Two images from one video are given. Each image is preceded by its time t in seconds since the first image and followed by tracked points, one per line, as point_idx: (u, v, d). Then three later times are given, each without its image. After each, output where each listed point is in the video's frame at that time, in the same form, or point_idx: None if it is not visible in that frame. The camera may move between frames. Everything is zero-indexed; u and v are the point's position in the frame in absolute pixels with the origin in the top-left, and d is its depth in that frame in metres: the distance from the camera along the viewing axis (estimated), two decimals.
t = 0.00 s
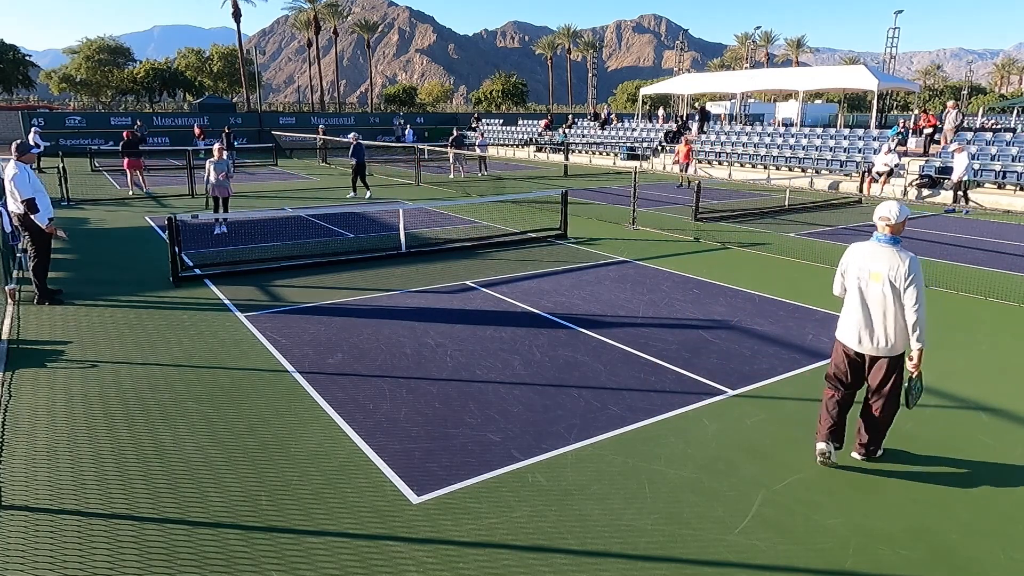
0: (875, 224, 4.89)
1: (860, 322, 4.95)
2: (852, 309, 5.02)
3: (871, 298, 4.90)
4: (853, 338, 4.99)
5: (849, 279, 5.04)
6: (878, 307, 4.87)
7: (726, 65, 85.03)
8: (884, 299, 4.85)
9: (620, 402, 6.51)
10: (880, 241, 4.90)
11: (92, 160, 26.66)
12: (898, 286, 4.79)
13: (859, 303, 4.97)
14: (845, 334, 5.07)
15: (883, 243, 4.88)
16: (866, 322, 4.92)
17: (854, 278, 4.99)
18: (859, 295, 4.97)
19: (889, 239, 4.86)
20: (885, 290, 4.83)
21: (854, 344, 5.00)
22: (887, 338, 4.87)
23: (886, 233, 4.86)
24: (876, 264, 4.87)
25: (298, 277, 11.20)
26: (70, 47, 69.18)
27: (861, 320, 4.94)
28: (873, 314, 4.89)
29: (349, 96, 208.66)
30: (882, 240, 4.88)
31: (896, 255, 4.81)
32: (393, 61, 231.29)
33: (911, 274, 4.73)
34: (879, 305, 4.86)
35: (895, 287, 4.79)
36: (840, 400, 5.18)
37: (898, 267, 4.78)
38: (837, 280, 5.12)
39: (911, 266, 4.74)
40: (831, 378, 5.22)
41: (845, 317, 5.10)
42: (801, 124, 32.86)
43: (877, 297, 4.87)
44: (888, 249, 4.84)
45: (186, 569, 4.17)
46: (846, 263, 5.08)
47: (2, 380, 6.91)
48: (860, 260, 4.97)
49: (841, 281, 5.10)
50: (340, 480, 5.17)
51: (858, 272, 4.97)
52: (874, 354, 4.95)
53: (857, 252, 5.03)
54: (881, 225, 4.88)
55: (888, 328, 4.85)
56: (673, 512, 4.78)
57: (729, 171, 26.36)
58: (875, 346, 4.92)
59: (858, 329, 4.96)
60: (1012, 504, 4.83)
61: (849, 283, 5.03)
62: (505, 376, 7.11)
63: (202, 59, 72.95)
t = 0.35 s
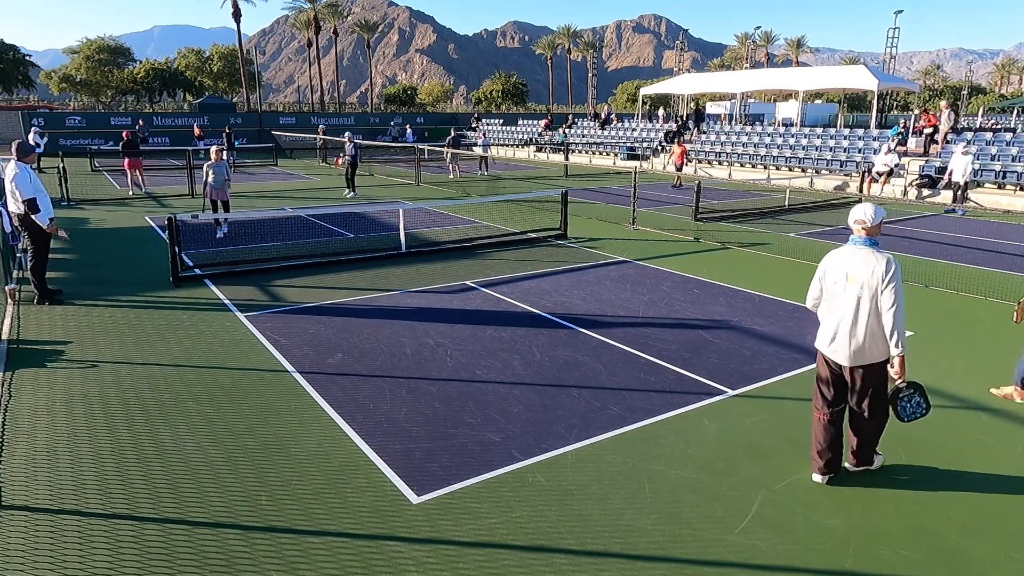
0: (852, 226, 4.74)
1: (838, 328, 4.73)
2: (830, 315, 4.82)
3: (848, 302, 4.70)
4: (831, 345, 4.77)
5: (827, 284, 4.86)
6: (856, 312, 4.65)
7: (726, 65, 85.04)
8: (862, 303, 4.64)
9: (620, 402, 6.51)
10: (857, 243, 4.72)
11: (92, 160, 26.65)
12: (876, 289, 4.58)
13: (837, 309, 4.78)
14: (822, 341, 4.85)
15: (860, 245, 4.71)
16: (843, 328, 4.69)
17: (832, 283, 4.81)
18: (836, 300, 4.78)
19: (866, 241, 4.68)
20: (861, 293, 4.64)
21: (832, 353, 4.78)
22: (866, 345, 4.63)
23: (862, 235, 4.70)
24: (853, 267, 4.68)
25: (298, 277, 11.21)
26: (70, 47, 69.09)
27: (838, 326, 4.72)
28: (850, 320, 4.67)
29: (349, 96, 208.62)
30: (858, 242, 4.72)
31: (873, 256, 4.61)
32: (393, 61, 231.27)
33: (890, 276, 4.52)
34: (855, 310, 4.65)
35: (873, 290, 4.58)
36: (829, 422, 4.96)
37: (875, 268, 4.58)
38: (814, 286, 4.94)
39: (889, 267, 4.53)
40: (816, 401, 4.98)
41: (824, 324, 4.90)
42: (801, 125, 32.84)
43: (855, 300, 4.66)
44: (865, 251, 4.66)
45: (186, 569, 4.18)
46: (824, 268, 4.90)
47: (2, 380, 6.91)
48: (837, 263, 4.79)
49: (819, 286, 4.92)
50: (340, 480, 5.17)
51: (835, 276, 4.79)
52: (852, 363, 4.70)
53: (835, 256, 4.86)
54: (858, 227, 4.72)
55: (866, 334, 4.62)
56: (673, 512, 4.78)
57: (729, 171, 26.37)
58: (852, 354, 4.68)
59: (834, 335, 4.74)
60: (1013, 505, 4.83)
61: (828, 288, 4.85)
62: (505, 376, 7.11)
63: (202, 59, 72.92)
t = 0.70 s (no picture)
0: (846, 239, 4.15)
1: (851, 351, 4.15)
2: (832, 337, 4.21)
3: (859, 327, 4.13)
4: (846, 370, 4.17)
5: (823, 304, 4.19)
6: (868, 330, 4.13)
7: (726, 65, 85.08)
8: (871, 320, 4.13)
9: (620, 402, 6.51)
10: (847, 256, 4.19)
11: (92, 160, 26.66)
12: (881, 304, 4.13)
13: (841, 330, 4.18)
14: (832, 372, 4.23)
15: (851, 258, 4.17)
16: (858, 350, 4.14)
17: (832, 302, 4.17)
18: (838, 320, 4.18)
19: (857, 252, 4.16)
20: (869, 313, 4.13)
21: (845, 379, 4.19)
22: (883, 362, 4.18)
23: (852, 247, 4.18)
24: (854, 282, 4.13)
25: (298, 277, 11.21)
26: (71, 47, 69.06)
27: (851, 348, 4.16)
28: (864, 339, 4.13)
29: (349, 96, 208.61)
30: (850, 255, 4.18)
31: (871, 268, 4.14)
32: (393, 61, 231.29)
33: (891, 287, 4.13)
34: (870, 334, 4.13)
35: (878, 305, 4.11)
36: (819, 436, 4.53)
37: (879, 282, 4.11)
38: (807, 306, 4.19)
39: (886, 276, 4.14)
40: (806, 411, 4.58)
41: (822, 347, 4.28)
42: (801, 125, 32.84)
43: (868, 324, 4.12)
44: (861, 264, 4.15)
45: (186, 569, 4.17)
46: (813, 285, 4.21)
47: (2, 380, 6.91)
48: (832, 280, 4.16)
49: (812, 307, 4.20)
50: (340, 480, 5.17)
51: (833, 293, 4.17)
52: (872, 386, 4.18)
53: (823, 272, 4.23)
54: (848, 238, 4.17)
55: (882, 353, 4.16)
56: (673, 512, 4.78)
57: (729, 170, 26.38)
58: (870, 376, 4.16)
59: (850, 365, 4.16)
60: (1013, 505, 4.83)
61: (825, 307, 4.19)
62: (505, 376, 7.11)
63: (202, 59, 72.88)
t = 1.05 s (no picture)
0: (843, 240, 4.08)
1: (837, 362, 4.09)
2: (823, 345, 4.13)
3: (851, 334, 4.05)
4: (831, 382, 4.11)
5: (813, 310, 4.14)
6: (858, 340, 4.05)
7: (726, 65, 85.09)
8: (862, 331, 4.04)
9: (620, 402, 6.51)
10: (843, 259, 4.10)
11: (92, 160, 26.65)
12: (876, 313, 4.03)
13: (831, 337, 4.11)
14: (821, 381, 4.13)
15: (847, 262, 4.09)
16: (846, 361, 4.06)
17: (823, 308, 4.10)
18: (828, 328, 4.11)
19: (855, 256, 4.07)
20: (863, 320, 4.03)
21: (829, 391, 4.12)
22: (872, 377, 4.08)
23: (850, 250, 4.08)
24: (848, 288, 4.05)
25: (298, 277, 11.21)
26: (70, 47, 68.99)
27: (836, 360, 4.09)
28: (852, 351, 4.05)
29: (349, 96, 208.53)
30: (847, 258, 4.08)
31: (868, 274, 4.05)
32: (393, 61, 231.22)
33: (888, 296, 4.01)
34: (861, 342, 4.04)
35: (872, 314, 4.02)
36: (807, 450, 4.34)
37: (876, 291, 4.01)
38: (794, 310, 4.16)
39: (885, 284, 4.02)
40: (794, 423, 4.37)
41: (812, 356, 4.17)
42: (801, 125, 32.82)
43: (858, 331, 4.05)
44: (857, 269, 4.06)
45: (186, 569, 4.17)
46: (805, 288, 4.16)
47: (2, 380, 6.91)
48: (824, 284, 4.11)
49: (801, 312, 4.16)
50: (340, 480, 5.17)
51: (824, 298, 4.10)
52: (857, 401, 4.09)
53: (816, 275, 4.17)
54: (846, 240, 4.09)
55: (872, 367, 4.06)
56: (672, 512, 4.79)
57: (729, 170, 26.38)
58: (857, 390, 4.06)
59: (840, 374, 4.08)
60: (1012, 505, 4.84)
61: (815, 312, 4.13)
62: (505, 376, 7.11)
63: (201, 59, 72.85)
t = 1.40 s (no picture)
0: (822, 252, 3.75)
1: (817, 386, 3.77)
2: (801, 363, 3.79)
3: (831, 352, 3.74)
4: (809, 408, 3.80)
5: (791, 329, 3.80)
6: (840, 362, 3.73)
7: (726, 65, 85.13)
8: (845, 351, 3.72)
9: (620, 402, 6.51)
10: (823, 272, 3.76)
11: (92, 160, 26.64)
12: (862, 332, 3.68)
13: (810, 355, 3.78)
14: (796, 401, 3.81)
15: (827, 275, 3.74)
16: (825, 386, 3.75)
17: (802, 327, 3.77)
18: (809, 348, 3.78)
19: (836, 267, 3.73)
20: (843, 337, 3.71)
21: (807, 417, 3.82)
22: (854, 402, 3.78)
23: (830, 262, 3.75)
24: (830, 304, 3.71)
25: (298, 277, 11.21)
26: (70, 47, 68.99)
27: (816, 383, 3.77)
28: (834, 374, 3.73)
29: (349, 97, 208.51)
30: (828, 271, 3.74)
31: (851, 288, 3.70)
32: (392, 61, 231.26)
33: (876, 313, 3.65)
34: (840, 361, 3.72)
35: (857, 331, 3.68)
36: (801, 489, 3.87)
37: (860, 307, 3.67)
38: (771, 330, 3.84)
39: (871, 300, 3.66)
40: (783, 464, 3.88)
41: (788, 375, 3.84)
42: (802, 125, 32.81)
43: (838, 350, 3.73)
44: (839, 283, 3.71)
45: (186, 569, 4.17)
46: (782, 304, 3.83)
47: (3, 380, 6.91)
48: (805, 300, 3.76)
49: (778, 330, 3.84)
50: (340, 480, 5.17)
51: (803, 317, 3.76)
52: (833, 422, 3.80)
53: (794, 289, 3.82)
54: (825, 251, 3.76)
55: (850, 388, 3.75)
56: (672, 512, 4.78)
57: (730, 171, 26.40)
58: (835, 415, 3.78)
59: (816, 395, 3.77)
60: (1011, 505, 4.85)
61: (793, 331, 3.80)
62: (505, 376, 7.11)
63: (202, 59, 72.85)
